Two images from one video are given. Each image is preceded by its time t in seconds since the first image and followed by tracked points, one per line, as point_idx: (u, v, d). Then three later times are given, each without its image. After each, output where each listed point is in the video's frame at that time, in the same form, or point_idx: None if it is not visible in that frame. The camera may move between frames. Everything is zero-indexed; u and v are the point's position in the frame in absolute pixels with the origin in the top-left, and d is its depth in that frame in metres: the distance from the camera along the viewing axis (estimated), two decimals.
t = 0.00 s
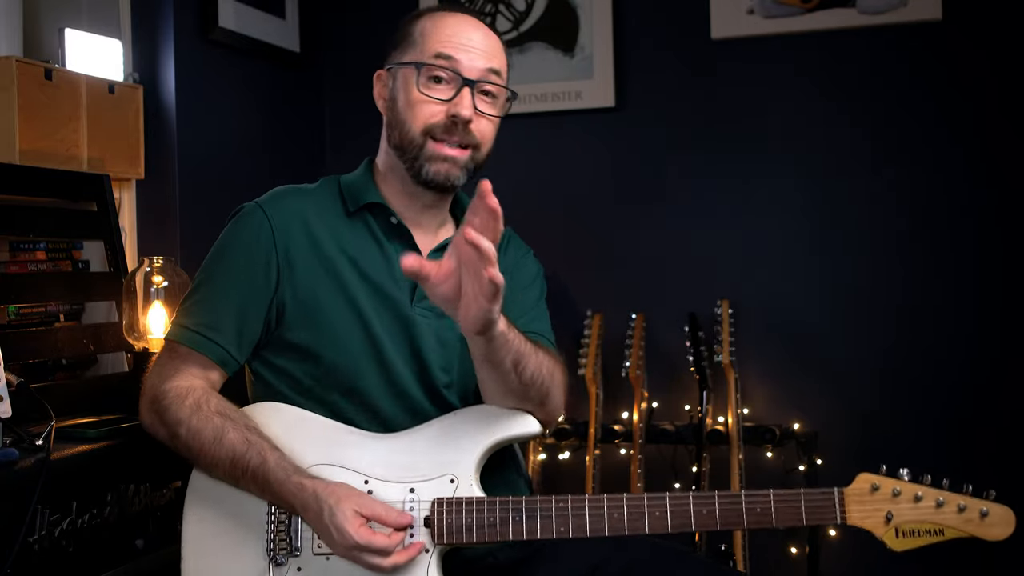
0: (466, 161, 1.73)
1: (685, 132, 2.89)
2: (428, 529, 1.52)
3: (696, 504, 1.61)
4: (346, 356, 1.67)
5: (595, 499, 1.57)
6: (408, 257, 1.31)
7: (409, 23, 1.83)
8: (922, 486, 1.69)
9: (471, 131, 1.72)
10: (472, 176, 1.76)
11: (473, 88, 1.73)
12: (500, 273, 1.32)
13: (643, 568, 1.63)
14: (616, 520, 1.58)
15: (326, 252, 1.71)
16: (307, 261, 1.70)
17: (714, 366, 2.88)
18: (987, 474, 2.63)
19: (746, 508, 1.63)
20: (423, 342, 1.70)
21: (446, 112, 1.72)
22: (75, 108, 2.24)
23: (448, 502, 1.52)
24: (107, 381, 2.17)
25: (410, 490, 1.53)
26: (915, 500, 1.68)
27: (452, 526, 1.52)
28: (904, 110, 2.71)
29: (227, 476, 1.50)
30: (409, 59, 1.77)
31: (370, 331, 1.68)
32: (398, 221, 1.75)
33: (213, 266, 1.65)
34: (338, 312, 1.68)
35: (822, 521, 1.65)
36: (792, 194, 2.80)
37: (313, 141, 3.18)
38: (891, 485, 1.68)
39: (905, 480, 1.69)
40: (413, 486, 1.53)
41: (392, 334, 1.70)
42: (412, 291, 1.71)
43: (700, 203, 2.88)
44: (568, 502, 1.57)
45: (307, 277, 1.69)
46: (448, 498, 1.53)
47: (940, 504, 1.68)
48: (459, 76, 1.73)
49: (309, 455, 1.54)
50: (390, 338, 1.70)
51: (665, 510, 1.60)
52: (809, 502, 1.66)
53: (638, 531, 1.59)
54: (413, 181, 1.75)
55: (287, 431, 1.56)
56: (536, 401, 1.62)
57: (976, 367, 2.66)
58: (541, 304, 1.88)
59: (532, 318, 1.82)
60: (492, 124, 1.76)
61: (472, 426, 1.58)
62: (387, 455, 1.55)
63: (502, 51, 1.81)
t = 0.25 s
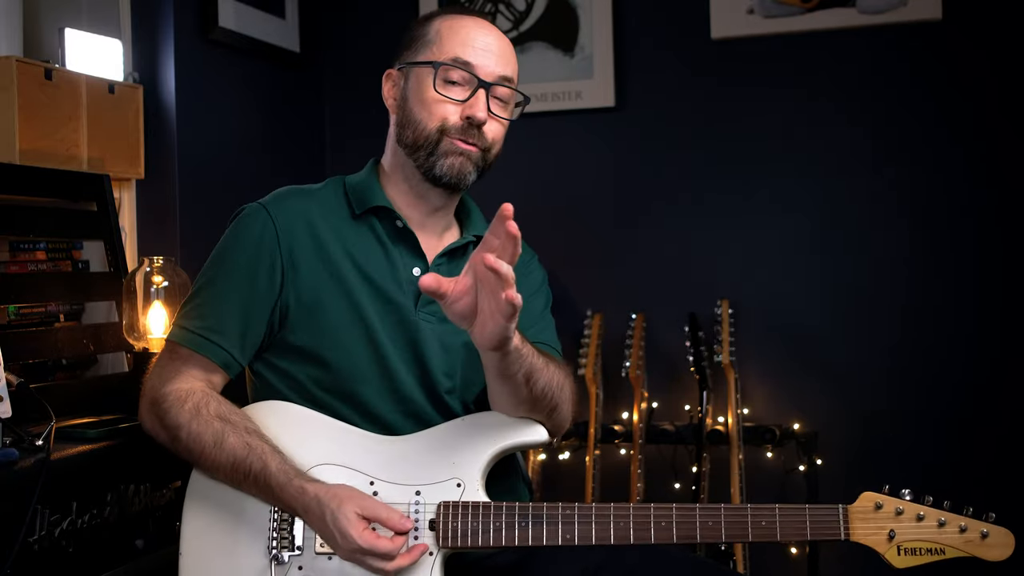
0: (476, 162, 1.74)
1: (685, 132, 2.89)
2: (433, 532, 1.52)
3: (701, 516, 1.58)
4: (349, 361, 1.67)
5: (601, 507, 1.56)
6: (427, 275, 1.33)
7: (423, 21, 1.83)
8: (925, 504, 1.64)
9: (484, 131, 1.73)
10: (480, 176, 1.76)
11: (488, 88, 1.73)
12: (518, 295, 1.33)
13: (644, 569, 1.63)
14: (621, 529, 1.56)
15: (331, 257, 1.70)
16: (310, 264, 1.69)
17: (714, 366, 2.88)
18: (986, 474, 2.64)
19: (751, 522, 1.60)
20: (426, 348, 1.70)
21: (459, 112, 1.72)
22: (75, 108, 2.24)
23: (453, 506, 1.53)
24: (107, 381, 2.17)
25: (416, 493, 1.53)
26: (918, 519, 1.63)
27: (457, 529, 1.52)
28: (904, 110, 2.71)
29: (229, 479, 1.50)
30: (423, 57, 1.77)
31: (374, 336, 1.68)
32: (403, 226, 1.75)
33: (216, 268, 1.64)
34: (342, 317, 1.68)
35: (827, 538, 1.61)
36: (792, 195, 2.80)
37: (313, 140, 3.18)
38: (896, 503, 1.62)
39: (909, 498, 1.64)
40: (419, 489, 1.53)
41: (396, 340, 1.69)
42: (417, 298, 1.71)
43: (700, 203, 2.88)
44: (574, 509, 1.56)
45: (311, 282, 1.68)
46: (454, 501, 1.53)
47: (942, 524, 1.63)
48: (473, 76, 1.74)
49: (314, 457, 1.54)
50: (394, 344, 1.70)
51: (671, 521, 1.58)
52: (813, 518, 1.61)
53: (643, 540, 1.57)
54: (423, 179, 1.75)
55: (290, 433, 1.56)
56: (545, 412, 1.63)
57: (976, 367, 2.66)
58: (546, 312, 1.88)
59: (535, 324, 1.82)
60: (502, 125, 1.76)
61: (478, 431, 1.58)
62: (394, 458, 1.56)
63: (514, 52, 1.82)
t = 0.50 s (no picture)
0: (459, 158, 1.73)
1: (685, 132, 2.89)
2: (435, 526, 1.52)
3: (700, 509, 1.58)
4: (350, 363, 1.67)
5: (602, 500, 1.56)
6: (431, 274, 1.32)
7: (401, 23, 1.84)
8: (920, 499, 1.65)
9: (465, 126, 1.72)
10: (466, 173, 1.76)
11: (465, 84, 1.73)
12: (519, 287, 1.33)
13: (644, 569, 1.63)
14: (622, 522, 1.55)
15: (331, 259, 1.70)
16: (310, 266, 1.69)
17: (714, 366, 2.88)
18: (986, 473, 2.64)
19: (750, 515, 1.60)
20: (425, 348, 1.70)
21: (438, 110, 1.72)
22: (75, 107, 2.24)
23: (456, 499, 1.53)
24: (107, 381, 2.17)
25: (418, 488, 1.54)
26: (914, 512, 1.64)
27: (458, 522, 1.52)
28: (903, 110, 2.71)
29: (233, 476, 1.51)
30: (402, 59, 1.77)
31: (374, 338, 1.68)
32: (402, 227, 1.75)
33: (217, 272, 1.65)
34: (342, 318, 1.68)
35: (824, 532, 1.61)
36: (793, 195, 2.80)
37: (313, 140, 3.18)
38: (892, 496, 1.64)
39: (904, 492, 1.65)
40: (421, 483, 1.54)
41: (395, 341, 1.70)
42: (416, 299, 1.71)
43: (700, 202, 2.88)
44: (574, 502, 1.56)
45: (311, 284, 1.69)
46: (456, 495, 1.53)
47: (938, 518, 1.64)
48: (451, 74, 1.73)
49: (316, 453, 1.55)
50: (393, 345, 1.70)
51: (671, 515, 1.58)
52: (811, 512, 1.61)
53: (644, 534, 1.56)
54: (408, 181, 1.75)
55: (293, 429, 1.57)
56: (547, 408, 1.62)
57: (976, 367, 2.66)
58: (549, 312, 1.88)
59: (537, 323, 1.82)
60: (484, 121, 1.75)
61: (480, 426, 1.59)
62: (396, 453, 1.57)
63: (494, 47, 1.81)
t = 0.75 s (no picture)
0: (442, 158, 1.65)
1: (684, 132, 2.89)
2: (416, 521, 1.49)
3: (678, 504, 1.48)
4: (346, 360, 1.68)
5: (580, 496, 1.50)
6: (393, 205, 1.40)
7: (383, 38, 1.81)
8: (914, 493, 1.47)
9: (441, 124, 1.66)
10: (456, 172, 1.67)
11: (436, 82, 1.67)
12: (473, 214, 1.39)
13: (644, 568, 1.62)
14: (598, 519, 1.49)
15: (332, 256, 1.71)
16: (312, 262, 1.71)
17: (714, 366, 2.88)
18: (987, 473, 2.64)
19: (731, 511, 1.48)
20: (422, 348, 1.68)
21: (412, 112, 1.66)
22: (75, 108, 2.24)
23: (437, 494, 1.50)
24: (106, 381, 2.17)
25: (401, 482, 1.51)
26: (905, 509, 1.47)
27: (439, 517, 1.49)
28: (903, 110, 2.71)
29: (225, 464, 1.53)
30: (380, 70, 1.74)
31: (370, 335, 1.67)
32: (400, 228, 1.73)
33: (223, 265, 1.69)
34: (339, 315, 1.69)
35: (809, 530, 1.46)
36: (792, 195, 2.80)
37: (313, 140, 3.18)
38: (883, 492, 1.46)
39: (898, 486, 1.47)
40: (404, 477, 1.51)
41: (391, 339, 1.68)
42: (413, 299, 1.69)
43: (700, 202, 2.88)
44: (553, 498, 1.51)
45: (312, 280, 1.70)
46: (437, 490, 1.50)
47: (932, 514, 1.46)
48: (423, 74, 1.68)
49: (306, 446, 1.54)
50: (391, 344, 1.68)
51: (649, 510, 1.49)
52: (795, 507, 1.47)
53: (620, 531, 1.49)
54: (400, 186, 1.70)
55: (285, 423, 1.57)
56: (528, 393, 1.58)
57: (976, 367, 2.66)
58: (554, 317, 1.81)
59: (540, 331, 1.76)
60: (465, 114, 1.68)
61: (463, 418, 1.54)
62: (381, 446, 1.54)
63: (472, 39, 1.73)
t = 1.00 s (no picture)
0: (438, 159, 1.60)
1: (685, 131, 2.89)
2: (402, 521, 1.48)
3: (658, 522, 1.39)
4: (346, 360, 1.67)
5: (562, 506, 1.45)
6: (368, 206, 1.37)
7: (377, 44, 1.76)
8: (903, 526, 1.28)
9: (431, 127, 1.60)
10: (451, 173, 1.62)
11: (424, 84, 1.61)
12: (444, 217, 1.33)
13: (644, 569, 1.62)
14: (580, 531, 1.43)
15: (333, 254, 1.69)
16: (315, 261, 1.69)
17: (714, 366, 2.88)
18: (987, 472, 2.65)
19: (711, 532, 1.36)
20: (422, 349, 1.65)
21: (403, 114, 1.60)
22: (75, 107, 2.24)
23: (423, 496, 1.48)
24: (106, 381, 2.15)
25: (390, 481, 1.51)
26: (891, 543, 1.27)
27: (423, 519, 1.47)
28: (903, 110, 2.71)
29: (221, 457, 1.55)
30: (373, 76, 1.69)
31: (369, 335, 1.66)
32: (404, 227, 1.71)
33: (226, 262, 1.69)
34: (339, 313, 1.67)
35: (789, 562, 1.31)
36: (792, 195, 2.80)
37: (313, 140, 3.18)
38: (868, 522, 1.28)
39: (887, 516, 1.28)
40: (393, 477, 1.51)
41: (389, 338, 1.66)
42: (412, 300, 1.67)
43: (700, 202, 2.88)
44: (536, 507, 1.46)
45: (313, 278, 1.68)
46: (424, 491, 1.49)
47: (919, 550, 1.26)
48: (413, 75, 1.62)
49: (303, 440, 1.56)
50: (389, 344, 1.66)
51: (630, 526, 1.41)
52: (776, 534, 1.32)
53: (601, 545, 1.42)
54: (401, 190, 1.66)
55: (283, 418, 1.59)
56: (516, 398, 1.53)
57: (975, 366, 2.66)
58: (561, 319, 1.75)
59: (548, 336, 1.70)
60: (458, 112, 1.62)
61: (455, 420, 1.52)
62: (374, 444, 1.54)
63: (462, 37, 1.67)
